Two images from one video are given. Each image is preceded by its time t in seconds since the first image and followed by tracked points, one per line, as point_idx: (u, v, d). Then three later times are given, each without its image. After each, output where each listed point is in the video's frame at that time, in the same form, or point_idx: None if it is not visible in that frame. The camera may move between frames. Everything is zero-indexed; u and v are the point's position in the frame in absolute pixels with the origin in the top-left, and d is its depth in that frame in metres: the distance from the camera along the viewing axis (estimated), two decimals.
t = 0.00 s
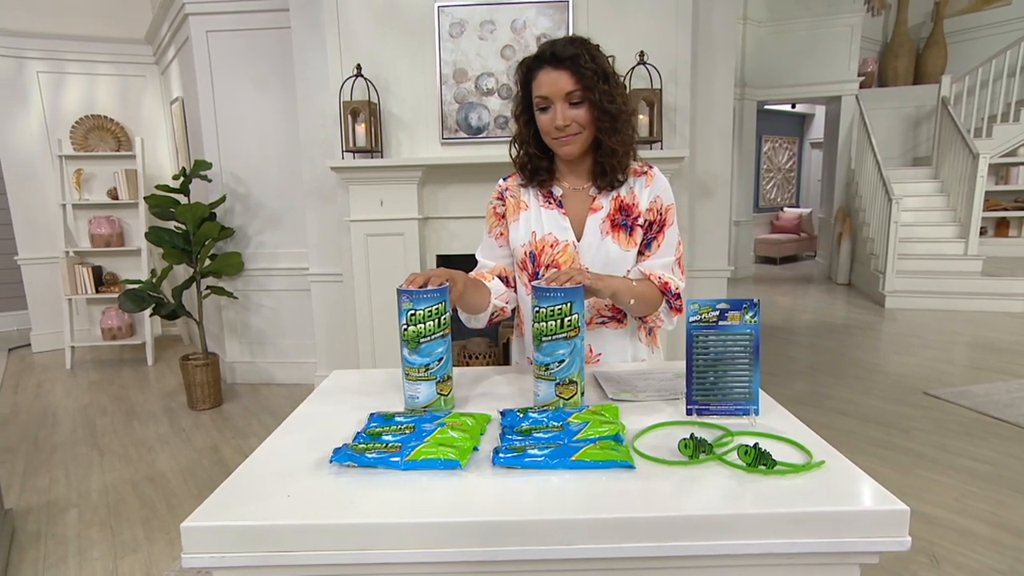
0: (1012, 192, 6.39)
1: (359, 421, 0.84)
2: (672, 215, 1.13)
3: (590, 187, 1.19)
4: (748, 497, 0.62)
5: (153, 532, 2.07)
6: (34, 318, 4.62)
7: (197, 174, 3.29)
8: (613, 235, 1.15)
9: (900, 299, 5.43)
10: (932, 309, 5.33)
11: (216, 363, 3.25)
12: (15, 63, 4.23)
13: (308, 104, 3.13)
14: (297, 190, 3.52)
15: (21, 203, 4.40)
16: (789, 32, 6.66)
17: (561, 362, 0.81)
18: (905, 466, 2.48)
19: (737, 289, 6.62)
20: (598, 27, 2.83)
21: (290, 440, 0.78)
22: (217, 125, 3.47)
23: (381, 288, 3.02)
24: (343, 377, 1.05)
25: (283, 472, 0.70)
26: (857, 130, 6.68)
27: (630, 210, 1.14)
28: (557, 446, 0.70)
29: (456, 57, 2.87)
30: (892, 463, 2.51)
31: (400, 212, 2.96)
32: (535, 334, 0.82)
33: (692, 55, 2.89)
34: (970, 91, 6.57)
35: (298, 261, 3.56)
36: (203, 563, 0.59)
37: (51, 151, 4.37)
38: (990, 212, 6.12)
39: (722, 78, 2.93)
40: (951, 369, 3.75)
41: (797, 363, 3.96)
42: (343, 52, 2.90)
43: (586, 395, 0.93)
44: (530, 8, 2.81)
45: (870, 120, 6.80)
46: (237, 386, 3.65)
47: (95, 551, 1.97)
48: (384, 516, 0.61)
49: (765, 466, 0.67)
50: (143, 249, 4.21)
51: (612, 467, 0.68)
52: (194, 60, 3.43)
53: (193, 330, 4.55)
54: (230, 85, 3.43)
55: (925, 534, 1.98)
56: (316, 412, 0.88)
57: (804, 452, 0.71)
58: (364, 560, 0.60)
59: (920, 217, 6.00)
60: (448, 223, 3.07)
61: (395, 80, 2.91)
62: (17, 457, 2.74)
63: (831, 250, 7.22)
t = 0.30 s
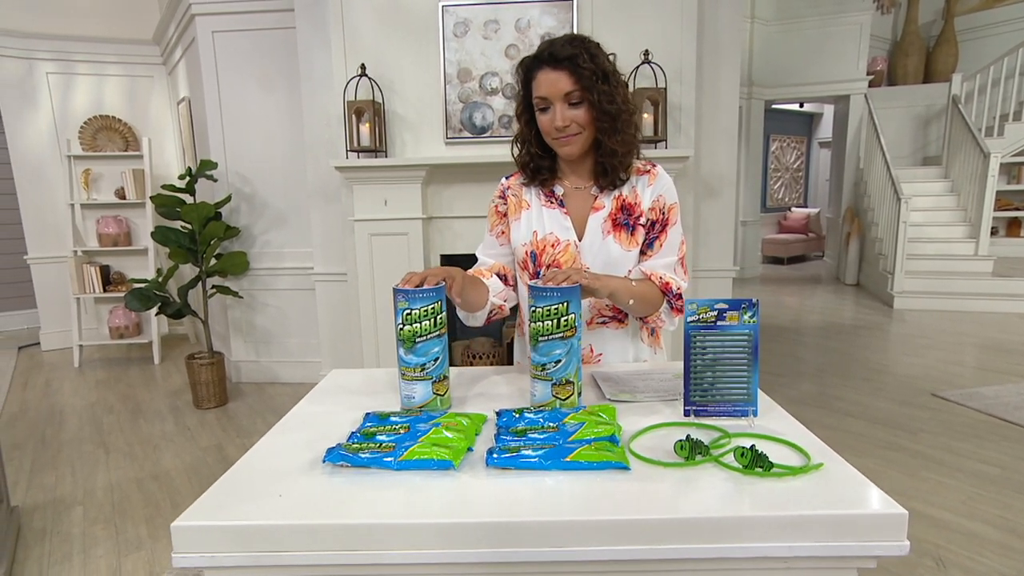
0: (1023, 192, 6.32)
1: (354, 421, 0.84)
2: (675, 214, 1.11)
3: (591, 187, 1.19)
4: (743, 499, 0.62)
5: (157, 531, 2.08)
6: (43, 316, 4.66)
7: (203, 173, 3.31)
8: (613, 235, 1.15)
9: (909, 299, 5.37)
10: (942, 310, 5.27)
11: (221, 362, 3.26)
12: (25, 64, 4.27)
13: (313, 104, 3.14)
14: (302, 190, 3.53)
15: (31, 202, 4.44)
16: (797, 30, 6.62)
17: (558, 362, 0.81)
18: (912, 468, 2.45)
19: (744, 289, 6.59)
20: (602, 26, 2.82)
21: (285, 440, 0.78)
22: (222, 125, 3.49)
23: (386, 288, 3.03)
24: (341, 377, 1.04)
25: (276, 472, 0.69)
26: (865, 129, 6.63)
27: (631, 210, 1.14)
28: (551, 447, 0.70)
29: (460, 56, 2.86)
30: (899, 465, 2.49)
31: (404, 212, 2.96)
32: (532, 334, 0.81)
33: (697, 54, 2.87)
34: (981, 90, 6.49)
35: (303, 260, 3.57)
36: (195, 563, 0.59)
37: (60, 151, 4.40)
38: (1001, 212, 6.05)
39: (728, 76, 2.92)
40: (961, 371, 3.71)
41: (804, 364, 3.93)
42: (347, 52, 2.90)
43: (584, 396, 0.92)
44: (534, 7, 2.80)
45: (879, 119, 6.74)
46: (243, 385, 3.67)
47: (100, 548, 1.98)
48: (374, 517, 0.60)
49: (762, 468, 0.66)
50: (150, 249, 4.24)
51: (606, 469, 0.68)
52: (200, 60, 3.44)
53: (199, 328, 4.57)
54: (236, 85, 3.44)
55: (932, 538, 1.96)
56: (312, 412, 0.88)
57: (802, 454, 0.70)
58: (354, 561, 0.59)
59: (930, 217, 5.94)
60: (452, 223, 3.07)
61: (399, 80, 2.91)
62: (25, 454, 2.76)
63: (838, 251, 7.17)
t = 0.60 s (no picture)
0: None
1: (351, 421, 0.84)
2: (674, 216, 1.10)
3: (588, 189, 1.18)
4: (739, 502, 0.61)
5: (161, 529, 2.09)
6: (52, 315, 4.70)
7: (209, 173, 3.33)
8: (610, 237, 1.14)
9: (919, 300, 5.32)
10: (952, 311, 5.22)
11: (227, 361, 3.28)
12: (35, 66, 4.31)
13: (318, 103, 3.14)
14: (308, 190, 3.54)
15: (40, 202, 4.48)
16: (805, 29, 6.58)
17: (555, 363, 0.80)
18: (920, 471, 2.43)
19: (751, 290, 6.55)
20: (607, 26, 2.81)
21: (281, 439, 0.78)
22: (229, 126, 3.50)
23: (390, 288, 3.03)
24: (339, 378, 1.04)
25: (271, 472, 0.69)
26: (874, 128, 6.57)
27: (629, 211, 1.12)
28: (546, 449, 0.69)
29: (465, 56, 2.86)
30: (906, 467, 2.46)
31: (409, 212, 2.96)
32: (530, 334, 0.81)
33: (703, 53, 2.86)
34: (992, 89, 6.42)
35: (309, 260, 3.58)
36: (188, 563, 0.59)
37: (69, 152, 4.44)
38: (1013, 212, 5.98)
39: (734, 75, 2.90)
40: (971, 373, 3.67)
41: (811, 365, 3.90)
42: (352, 51, 2.90)
43: (582, 397, 0.91)
44: (539, 6, 2.79)
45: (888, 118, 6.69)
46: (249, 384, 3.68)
47: (105, 546, 1.99)
48: (365, 517, 0.60)
49: (760, 471, 0.65)
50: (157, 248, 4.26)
51: (602, 470, 0.67)
52: (207, 60, 3.46)
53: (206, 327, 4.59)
54: (242, 85, 3.45)
55: (939, 542, 1.94)
56: (309, 411, 0.88)
57: (801, 457, 0.69)
58: (347, 562, 0.59)
59: (940, 217, 5.88)
60: (456, 223, 3.07)
61: (404, 80, 2.92)
62: (33, 451, 2.78)
63: (847, 251, 7.11)
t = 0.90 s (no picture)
0: None
1: (350, 421, 0.84)
2: (631, 216, 1.15)
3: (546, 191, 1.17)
4: (737, 505, 0.60)
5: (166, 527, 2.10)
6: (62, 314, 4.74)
7: (216, 173, 3.34)
8: (574, 239, 1.14)
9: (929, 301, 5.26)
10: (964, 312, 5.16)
11: (233, 360, 3.29)
12: (46, 67, 4.35)
13: (324, 103, 3.15)
14: (314, 190, 3.55)
15: (51, 203, 4.52)
16: (813, 28, 6.53)
17: (553, 364, 0.80)
18: (928, 474, 2.40)
19: (759, 290, 6.52)
20: (613, 25, 2.79)
21: (278, 440, 0.78)
22: (235, 126, 3.52)
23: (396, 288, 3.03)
24: (337, 377, 1.04)
25: (267, 472, 0.69)
26: (884, 128, 6.51)
27: (590, 213, 1.14)
28: (543, 451, 0.69)
29: (470, 56, 2.86)
30: (913, 470, 2.44)
31: (414, 212, 2.96)
32: (527, 335, 0.80)
33: (710, 52, 2.84)
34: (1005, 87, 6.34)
35: (314, 259, 3.59)
36: (181, 563, 0.59)
37: (79, 152, 4.48)
38: None
39: (740, 74, 2.88)
40: (982, 375, 3.62)
41: (819, 366, 3.86)
42: (358, 52, 2.91)
43: (581, 398, 0.91)
44: (544, 6, 2.78)
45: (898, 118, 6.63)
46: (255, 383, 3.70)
47: (110, 544, 2.01)
48: (357, 519, 0.60)
49: (757, 474, 0.65)
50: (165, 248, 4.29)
51: (597, 473, 0.67)
52: (214, 61, 3.48)
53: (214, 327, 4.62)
54: (248, 86, 3.47)
55: (947, 546, 1.91)
56: (307, 412, 0.88)
57: (800, 460, 0.68)
58: (339, 563, 0.59)
59: (951, 217, 5.81)
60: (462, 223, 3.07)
61: (409, 80, 2.92)
62: (42, 449, 2.81)
63: (856, 251, 7.05)
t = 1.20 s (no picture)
0: None
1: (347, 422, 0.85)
2: (588, 211, 1.19)
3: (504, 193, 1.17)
4: (733, 509, 0.60)
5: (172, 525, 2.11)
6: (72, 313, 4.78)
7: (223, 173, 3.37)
8: (539, 237, 1.14)
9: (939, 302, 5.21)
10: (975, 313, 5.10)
11: (239, 359, 3.30)
12: (57, 68, 4.39)
13: (330, 103, 3.16)
14: (320, 190, 3.57)
15: (61, 203, 4.56)
16: (822, 26, 6.49)
17: (552, 365, 0.79)
18: (937, 477, 2.38)
19: (767, 291, 6.48)
20: (619, 25, 2.78)
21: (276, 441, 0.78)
22: (242, 126, 3.54)
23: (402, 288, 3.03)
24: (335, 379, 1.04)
25: (264, 473, 0.70)
26: (894, 127, 6.45)
27: (552, 210, 1.15)
28: (539, 452, 0.69)
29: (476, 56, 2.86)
30: (922, 473, 2.41)
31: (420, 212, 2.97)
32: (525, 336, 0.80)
33: (716, 52, 2.83)
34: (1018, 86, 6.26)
35: (320, 259, 3.60)
36: (175, 564, 0.59)
37: (89, 152, 4.52)
38: None
39: (747, 73, 2.87)
40: (993, 377, 3.58)
41: (827, 368, 3.83)
42: (364, 52, 2.91)
43: (581, 400, 0.90)
44: (550, 5, 2.77)
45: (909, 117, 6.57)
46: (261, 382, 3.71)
47: (117, 541, 2.02)
48: (349, 521, 0.60)
49: (756, 478, 0.64)
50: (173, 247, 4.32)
51: (594, 475, 0.66)
52: (221, 62, 3.50)
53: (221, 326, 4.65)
54: (255, 86, 3.49)
55: (955, 550, 1.89)
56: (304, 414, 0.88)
57: (800, 464, 0.67)
58: (332, 565, 0.59)
59: (962, 217, 5.74)
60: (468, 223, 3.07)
61: (415, 80, 2.92)
62: (51, 447, 2.84)
63: (866, 251, 7.00)
